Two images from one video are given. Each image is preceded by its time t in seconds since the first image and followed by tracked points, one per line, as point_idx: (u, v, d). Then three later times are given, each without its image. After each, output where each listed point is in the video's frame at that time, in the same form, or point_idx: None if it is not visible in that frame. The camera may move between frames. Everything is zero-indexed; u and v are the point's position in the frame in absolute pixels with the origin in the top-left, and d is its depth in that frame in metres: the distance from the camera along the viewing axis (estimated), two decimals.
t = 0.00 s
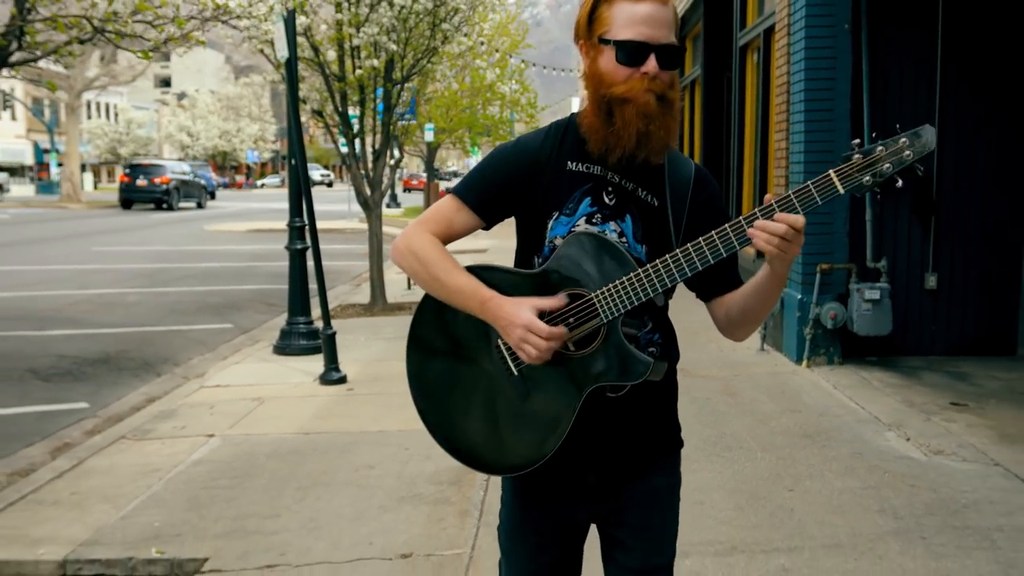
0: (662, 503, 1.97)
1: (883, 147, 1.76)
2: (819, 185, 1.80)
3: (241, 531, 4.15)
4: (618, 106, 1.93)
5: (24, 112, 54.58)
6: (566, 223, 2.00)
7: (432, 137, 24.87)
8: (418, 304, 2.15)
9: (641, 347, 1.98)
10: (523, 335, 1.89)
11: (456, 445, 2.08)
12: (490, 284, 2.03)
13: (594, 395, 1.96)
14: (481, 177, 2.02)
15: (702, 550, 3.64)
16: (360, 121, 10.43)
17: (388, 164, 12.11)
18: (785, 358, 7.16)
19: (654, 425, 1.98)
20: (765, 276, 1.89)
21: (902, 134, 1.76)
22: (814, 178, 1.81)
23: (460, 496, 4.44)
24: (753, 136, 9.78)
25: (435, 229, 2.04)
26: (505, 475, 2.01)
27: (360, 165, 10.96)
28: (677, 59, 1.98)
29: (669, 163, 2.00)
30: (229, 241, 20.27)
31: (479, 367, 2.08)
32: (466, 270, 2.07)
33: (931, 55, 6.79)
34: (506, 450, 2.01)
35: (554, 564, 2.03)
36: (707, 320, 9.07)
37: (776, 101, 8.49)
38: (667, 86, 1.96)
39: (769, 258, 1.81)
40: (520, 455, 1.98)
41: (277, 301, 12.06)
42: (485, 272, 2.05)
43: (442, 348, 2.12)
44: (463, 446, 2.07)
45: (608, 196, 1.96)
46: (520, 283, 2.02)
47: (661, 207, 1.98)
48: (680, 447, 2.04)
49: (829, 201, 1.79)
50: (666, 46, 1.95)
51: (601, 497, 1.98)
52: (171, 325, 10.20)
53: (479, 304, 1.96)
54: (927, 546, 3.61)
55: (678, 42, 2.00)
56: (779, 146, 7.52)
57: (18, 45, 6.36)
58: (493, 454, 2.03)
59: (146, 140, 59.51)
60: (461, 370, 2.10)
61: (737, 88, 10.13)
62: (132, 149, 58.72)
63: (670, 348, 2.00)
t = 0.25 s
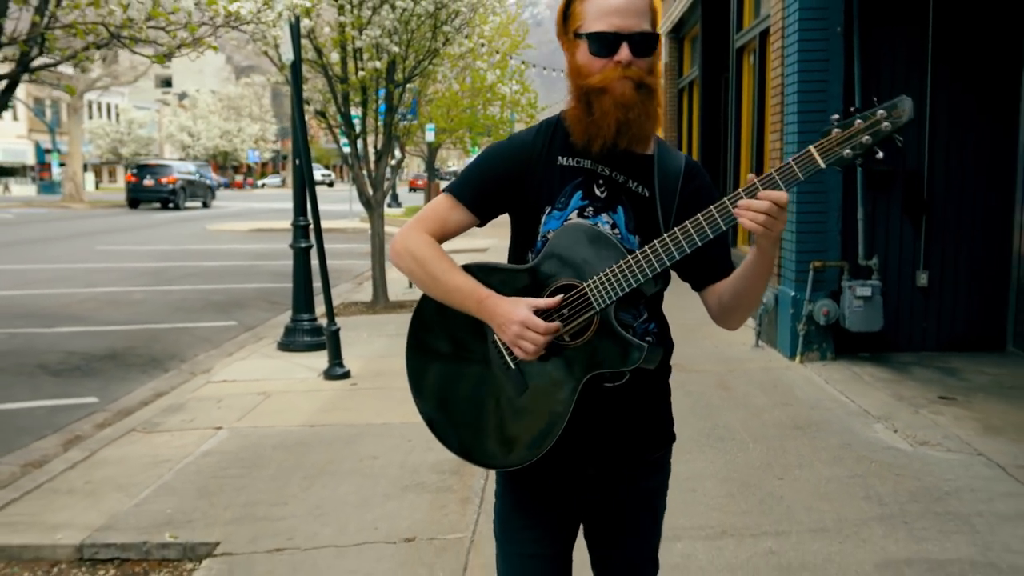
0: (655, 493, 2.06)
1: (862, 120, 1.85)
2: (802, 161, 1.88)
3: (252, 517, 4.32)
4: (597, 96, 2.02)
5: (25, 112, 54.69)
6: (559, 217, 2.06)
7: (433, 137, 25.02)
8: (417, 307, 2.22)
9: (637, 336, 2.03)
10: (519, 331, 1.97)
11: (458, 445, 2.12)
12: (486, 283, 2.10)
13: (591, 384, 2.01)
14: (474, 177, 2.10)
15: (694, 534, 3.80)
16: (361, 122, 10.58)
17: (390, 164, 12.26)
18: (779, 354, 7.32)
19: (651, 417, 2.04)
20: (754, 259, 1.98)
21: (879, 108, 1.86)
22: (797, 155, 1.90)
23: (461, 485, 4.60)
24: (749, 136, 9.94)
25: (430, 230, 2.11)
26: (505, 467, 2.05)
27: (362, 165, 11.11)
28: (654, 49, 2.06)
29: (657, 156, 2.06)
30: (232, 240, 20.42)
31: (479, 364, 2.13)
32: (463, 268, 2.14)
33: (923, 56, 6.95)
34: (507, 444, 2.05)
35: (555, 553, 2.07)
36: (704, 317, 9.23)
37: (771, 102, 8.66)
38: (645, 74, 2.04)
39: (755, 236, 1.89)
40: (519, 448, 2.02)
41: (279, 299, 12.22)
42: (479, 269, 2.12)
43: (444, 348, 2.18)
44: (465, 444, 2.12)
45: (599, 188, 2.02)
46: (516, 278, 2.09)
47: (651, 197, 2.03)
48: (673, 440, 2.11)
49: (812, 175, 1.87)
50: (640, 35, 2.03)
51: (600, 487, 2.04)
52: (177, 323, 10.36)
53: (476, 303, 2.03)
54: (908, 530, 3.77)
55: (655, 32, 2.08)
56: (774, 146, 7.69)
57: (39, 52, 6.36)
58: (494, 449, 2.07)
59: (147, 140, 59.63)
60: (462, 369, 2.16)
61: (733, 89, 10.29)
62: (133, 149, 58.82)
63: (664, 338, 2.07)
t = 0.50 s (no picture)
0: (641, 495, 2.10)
1: (822, 116, 1.88)
2: (766, 160, 1.88)
3: (261, 503, 4.48)
4: (551, 108, 2.05)
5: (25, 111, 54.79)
6: (530, 231, 2.07)
7: (433, 137, 25.21)
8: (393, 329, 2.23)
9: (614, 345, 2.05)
10: (493, 346, 1.97)
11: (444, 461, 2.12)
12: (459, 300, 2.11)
13: (573, 393, 2.02)
14: (443, 199, 2.12)
15: (685, 518, 3.97)
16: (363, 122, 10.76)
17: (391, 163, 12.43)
18: (773, 350, 7.48)
19: (633, 425, 2.06)
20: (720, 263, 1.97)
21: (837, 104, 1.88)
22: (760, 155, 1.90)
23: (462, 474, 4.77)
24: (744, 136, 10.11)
25: (402, 254, 2.13)
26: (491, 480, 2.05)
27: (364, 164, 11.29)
28: (606, 58, 2.09)
29: (625, 164, 2.06)
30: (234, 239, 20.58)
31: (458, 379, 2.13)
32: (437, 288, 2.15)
33: (913, 59, 7.11)
34: (494, 456, 2.05)
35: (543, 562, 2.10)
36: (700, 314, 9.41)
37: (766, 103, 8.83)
38: (598, 83, 2.07)
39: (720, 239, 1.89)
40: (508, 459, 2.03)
41: (282, 297, 12.39)
42: (452, 288, 2.13)
43: (419, 366, 2.18)
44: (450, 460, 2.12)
45: (567, 199, 2.03)
46: (488, 293, 2.10)
47: (619, 204, 2.05)
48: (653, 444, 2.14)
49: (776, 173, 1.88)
50: (589, 46, 2.06)
51: (586, 496, 2.06)
52: (182, 320, 10.54)
53: (451, 320, 2.03)
54: (891, 514, 3.94)
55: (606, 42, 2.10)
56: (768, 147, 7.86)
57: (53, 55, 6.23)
58: (479, 463, 2.07)
59: (147, 140, 59.77)
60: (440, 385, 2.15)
61: (729, 90, 10.46)
62: (133, 149, 58.94)
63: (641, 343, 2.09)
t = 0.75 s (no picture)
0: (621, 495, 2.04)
1: (782, 96, 1.95)
2: (730, 141, 1.93)
3: (269, 493, 4.64)
4: (503, 105, 2.02)
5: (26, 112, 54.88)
6: (496, 225, 2.03)
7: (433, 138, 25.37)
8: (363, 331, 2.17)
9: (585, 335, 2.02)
10: (463, 336, 1.92)
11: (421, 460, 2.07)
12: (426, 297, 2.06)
13: (549, 387, 1.99)
14: (406, 199, 2.08)
15: (680, 506, 4.13)
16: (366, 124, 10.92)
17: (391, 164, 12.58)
18: (768, 347, 7.64)
19: (610, 421, 2.04)
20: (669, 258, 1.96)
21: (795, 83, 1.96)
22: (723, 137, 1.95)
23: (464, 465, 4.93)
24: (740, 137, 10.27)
25: (368, 255, 2.08)
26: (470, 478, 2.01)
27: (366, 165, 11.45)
28: (556, 51, 2.05)
29: (588, 155, 2.02)
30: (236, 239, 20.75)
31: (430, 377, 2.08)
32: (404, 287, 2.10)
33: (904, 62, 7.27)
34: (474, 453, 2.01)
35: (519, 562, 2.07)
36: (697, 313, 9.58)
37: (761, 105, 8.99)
38: (548, 78, 2.03)
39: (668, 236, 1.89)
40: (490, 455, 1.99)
41: (284, 296, 12.56)
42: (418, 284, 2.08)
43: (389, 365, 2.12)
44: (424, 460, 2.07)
45: (530, 193, 2.00)
46: (453, 288, 2.04)
47: (585, 193, 2.01)
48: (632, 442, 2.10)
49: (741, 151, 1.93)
50: (537, 41, 2.02)
51: (562, 494, 2.03)
52: (187, 318, 10.70)
53: (418, 315, 1.98)
54: (876, 501, 4.11)
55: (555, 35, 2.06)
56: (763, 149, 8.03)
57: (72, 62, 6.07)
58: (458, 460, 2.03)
59: (147, 141, 59.91)
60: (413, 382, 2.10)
61: (726, 92, 10.62)
62: (133, 150, 59.05)
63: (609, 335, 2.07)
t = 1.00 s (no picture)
0: (605, 482, 2.17)
1: (762, 99, 2.12)
2: (713, 143, 2.09)
3: (278, 481, 4.81)
4: (492, 107, 2.16)
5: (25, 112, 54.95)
6: (484, 221, 2.16)
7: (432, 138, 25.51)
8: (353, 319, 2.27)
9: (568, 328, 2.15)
10: (459, 333, 2.03)
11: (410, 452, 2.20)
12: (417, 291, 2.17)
13: (534, 380, 2.13)
14: (395, 191, 2.18)
15: (673, 493, 4.30)
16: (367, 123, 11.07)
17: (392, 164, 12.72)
18: (761, 343, 7.81)
19: (592, 413, 2.17)
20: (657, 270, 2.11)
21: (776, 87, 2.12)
22: (707, 138, 2.11)
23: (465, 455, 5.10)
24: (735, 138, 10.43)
25: (357, 246, 2.17)
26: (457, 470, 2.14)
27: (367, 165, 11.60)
28: (543, 55, 2.19)
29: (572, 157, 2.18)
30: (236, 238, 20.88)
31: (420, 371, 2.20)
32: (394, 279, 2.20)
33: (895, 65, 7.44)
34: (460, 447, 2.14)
35: (508, 545, 2.21)
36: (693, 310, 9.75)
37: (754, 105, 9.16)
38: (536, 81, 2.18)
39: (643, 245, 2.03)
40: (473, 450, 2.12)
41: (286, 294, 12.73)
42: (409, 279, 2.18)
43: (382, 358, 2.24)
44: (415, 453, 2.20)
45: (519, 189, 2.14)
46: (445, 284, 2.16)
47: (570, 192, 2.17)
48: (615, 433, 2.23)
49: (723, 151, 2.09)
50: (525, 45, 2.16)
51: (547, 482, 2.16)
52: (191, 316, 10.86)
53: (414, 311, 2.09)
54: (862, 488, 4.28)
55: (544, 39, 2.20)
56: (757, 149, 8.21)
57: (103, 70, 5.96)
58: (445, 453, 2.15)
59: (147, 140, 60.01)
60: (403, 376, 2.22)
61: (721, 92, 10.78)
62: (133, 149, 59.15)
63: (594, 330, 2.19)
